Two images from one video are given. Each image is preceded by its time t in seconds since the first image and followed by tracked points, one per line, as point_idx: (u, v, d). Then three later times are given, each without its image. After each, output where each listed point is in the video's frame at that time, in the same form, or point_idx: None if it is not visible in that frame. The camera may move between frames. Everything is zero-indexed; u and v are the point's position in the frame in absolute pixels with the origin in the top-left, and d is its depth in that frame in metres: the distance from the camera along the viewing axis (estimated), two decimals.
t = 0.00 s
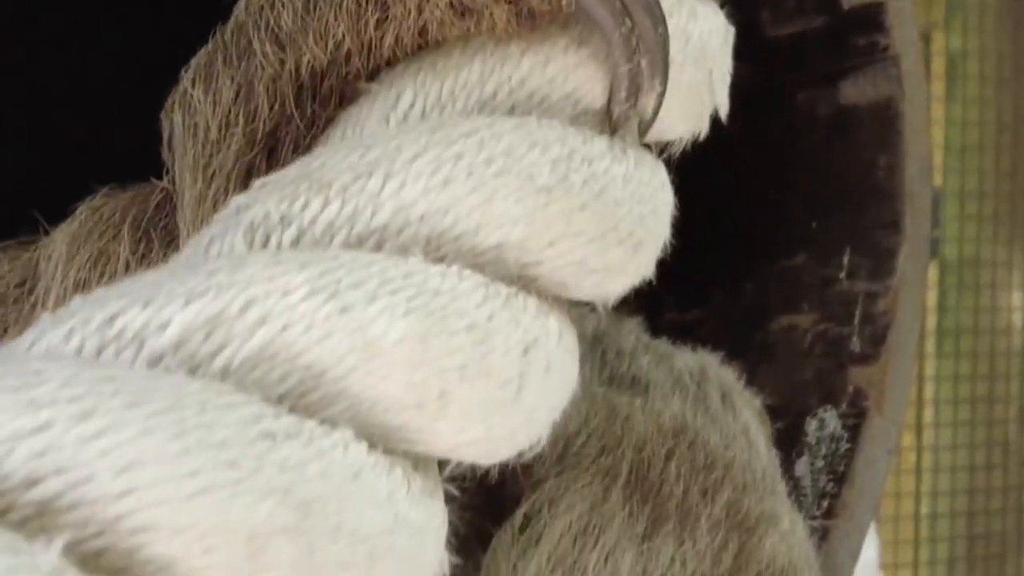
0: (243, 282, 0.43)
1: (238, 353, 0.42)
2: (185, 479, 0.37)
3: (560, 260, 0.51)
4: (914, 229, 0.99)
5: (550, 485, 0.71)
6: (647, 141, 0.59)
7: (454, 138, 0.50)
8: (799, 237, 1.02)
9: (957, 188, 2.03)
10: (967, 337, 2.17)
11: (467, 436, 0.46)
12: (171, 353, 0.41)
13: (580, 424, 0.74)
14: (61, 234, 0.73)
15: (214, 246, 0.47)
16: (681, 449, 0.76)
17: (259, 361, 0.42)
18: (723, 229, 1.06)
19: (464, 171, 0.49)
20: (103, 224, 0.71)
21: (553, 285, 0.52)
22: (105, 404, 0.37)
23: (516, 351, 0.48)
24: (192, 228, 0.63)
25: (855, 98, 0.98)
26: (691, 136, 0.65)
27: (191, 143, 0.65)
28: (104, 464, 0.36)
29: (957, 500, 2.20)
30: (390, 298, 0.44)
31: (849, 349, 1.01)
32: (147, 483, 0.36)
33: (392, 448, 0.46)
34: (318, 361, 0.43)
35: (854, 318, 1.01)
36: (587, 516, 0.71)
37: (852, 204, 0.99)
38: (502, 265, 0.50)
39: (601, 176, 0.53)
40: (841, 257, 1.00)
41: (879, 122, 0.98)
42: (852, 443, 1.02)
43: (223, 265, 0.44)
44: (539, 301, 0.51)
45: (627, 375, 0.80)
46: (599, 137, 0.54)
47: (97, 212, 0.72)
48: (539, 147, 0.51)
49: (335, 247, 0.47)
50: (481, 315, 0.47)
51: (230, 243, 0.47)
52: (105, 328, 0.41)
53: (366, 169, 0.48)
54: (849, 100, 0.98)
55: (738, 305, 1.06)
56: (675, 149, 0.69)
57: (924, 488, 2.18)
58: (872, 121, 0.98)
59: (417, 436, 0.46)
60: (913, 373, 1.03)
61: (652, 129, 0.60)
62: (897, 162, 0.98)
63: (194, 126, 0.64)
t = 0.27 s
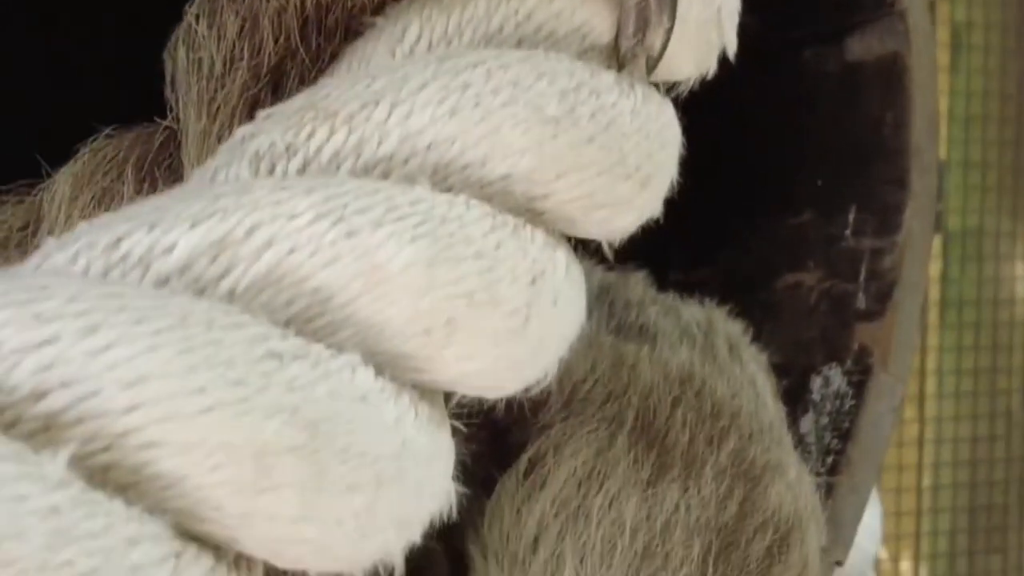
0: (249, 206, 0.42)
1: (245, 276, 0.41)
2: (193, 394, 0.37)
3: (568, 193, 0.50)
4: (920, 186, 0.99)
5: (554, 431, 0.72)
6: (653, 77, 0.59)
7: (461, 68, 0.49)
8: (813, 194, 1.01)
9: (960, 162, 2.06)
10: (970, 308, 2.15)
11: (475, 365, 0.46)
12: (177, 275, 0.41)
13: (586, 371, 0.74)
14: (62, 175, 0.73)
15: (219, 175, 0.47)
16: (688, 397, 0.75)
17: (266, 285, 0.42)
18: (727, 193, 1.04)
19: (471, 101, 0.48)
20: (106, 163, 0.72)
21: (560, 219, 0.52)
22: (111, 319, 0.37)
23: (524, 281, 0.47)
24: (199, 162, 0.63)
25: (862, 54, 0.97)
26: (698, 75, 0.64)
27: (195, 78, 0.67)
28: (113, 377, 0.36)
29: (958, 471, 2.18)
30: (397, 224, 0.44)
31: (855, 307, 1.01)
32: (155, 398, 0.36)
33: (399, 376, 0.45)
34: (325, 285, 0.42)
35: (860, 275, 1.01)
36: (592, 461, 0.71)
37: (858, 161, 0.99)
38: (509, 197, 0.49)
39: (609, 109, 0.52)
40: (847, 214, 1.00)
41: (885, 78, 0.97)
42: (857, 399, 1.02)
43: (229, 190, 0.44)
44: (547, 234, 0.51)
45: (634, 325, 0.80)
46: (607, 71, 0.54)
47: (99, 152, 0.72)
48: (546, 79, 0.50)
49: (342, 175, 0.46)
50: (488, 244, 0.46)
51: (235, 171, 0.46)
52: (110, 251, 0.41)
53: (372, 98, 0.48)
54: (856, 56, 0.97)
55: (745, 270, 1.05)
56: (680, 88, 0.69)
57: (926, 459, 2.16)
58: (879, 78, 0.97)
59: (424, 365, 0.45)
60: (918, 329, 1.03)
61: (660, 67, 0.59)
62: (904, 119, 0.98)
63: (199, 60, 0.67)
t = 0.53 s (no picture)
0: (254, 139, 0.42)
1: (251, 209, 0.41)
2: (200, 321, 0.37)
3: (575, 133, 0.50)
4: (926, 148, 0.99)
5: (558, 388, 0.72)
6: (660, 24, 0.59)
7: (468, 5, 0.48)
8: (817, 158, 0.99)
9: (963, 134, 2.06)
10: (972, 283, 2.13)
11: (482, 304, 0.46)
12: (182, 207, 0.40)
13: (590, 329, 0.74)
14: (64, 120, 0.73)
15: (224, 111, 0.46)
16: (692, 354, 0.74)
17: (272, 217, 0.41)
18: (727, 158, 1.01)
19: (479, 38, 0.47)
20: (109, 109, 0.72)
21: (567, 161, 0.51)
22: (116, 245, 0.36)
23: (532, 219, 0.47)
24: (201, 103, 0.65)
25: (868, 15, 0.97)
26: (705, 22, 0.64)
27: (197, 20, 0.67)
28: (119, 302, 0.36)
29: (959, 447, 2.18)
30: (404, 158, 0.44)
31: (859, 270, 1.00)
32: (161, 324, 0.36)
33: (406, 314, 0.45)
34: (332, 218, 0.42)
35: (864, 238, 1.00)
36: (595, 418, 0.71)
37: (865, 122, 0.98)
38: (516, 136, 0.49)
39: (617, 49, 0.52)
40: (852, 178, 0.99)
41: (890, 39, 0.97)
42: (862, 361, 1.02)
43: (234, 124, 0.43)
44: (553, 175, 0.51)
45: (639, 285, 0.79)
46: (614, 13, 0.54)
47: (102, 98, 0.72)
48: (553, 18, 0.50)
49: (348, 111, 0.46)
50: (495, 181, 0.46)
51: (240, 107, 0.46)
52: (115, 182, 0.41)
53: (378, 35, 0.47)
54: (862, 18, 0.97)
55: (742, 240, 1.01)
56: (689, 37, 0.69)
57: (928, 435, 2.16)
58: (886, 37, 0.97)
59: (431, 303, 0.45)
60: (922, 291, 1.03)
61: (667, 12, 0.59)
62: (910, 81, 0.97)
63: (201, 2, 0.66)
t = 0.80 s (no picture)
0: (269, 54, 0.42)
1: (266, 124, 0.41)
2: (217, 230, 0.36)
3: (590, 59, 0.50)
4: (936, 100, 0.98)
5: (568, 335, 0.70)
6: None
7: None
8: (829, 108, 0.99)
9: (969, 100, 2.06)
10: (978, 254, 2.12)
11: (498, 226, 0.46)
12: (196, 122, 0.40)
13: (600, 278, 0.72)
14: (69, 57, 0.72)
15: (237, 32, 0.46)
16: (703, 301, 0.72)
17: (287, 133, 0.41)
18: (741, 110, 1.04)
19: None
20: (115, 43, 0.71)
21: (581, 88, 0.51)
22: (131, 154, 0.36)
23: (548, 141, 0.47)
24: (211, 29, 0.62)
25: None
26: None
27: None
28: (135, 209, 0.35)
29: (963, 417, 2.18)
30: (419, 76, 0.43)
31: (869, 224, 0.99)
32: (178, 231, 0.36)
33: (422, 236, 0.45)
34: (348, 134, 0.42)
35: (875, 191, 0.99)
36: (606, 364, 0.69)
37: (874, 76, 0.97)
38: (532, 61, 0.48)
39: None
40: (863, 131, 0.99)
41: None
42: (871, 316, 1.00)
43: (249, 41, 0.43)
44: (568, 101, 0.50)
45: (648, 235, 0.78)
46: None
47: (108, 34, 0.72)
48: None
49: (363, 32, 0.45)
50: (511, 102, 0.46)
51: (253, 27, 0.46)
52: (129, 97, 0.40)
53: None
54: None
55: (755, 188, 1.03)
56: None
57: (932, 405, 2.14)
58: None
59: (446, 225, 0.45)
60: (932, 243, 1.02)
61: None
62: (921, 32, 0.95)
63: None
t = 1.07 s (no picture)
0: None
1: (277, 49, 0.40)
2: (227, 150, 0.36)
3: None
4: (944, 61, 0.99)
5: (575, 285, 0.69)
6: None
7: None
8: (835, 71, 0.98)
9: (973, 73, 2.05)
10: (982, 225, 2.13)
11: (509, 158, 0.45)
12: (206, 47, 0.40)
13: (608, 228, 0.72)
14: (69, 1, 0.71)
15: None
16: (711, 250, 0.72)
17: (298, 59, 0.41)
18: (748, 65, 0.99)
19: None
20: None
21: (593, 25, 0.51)
22: (142, 73, 0.36)
23: (558, 74, 0.47)
24: None
25: None
26: None
27: None
28: (146, 125, 0.35)
29: (966, 390, 2.18)
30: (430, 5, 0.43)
31: (876, 182, 0.99)
32: (188, 149, 0.35)
33: (433, 170, 0.44)
34: (358, 61, 0.41)
35: (882, 151, 0.99)
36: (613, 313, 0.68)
37: (886, 34, 0.97)
38: None
39: None
40: (870, 89, 0.98)
41: None
42: (877, 275, 1.00)
43: None
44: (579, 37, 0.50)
45: (654, 186, 0.77)
46: None
47: None
48: None
49: None
50: (523, 34, 0.45)
51: None
52: (139, 21, 0.40)
53: None
54: None
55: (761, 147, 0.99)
56: None
57: (937, 376, 2.14)
58: None
59: (457, 158, 0.44)
60: (938, 202, 1.02)
61: None
62: None
63: None
